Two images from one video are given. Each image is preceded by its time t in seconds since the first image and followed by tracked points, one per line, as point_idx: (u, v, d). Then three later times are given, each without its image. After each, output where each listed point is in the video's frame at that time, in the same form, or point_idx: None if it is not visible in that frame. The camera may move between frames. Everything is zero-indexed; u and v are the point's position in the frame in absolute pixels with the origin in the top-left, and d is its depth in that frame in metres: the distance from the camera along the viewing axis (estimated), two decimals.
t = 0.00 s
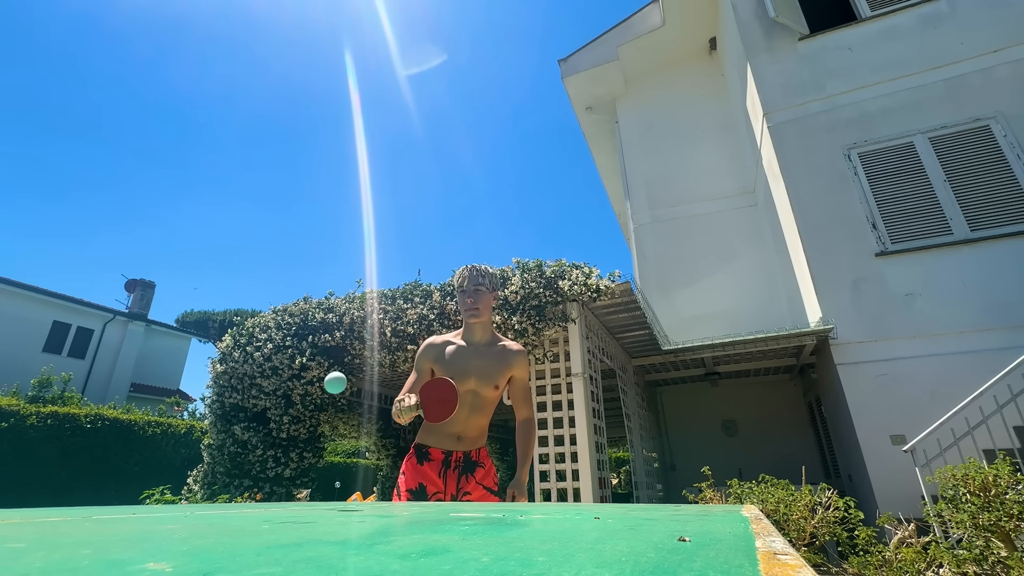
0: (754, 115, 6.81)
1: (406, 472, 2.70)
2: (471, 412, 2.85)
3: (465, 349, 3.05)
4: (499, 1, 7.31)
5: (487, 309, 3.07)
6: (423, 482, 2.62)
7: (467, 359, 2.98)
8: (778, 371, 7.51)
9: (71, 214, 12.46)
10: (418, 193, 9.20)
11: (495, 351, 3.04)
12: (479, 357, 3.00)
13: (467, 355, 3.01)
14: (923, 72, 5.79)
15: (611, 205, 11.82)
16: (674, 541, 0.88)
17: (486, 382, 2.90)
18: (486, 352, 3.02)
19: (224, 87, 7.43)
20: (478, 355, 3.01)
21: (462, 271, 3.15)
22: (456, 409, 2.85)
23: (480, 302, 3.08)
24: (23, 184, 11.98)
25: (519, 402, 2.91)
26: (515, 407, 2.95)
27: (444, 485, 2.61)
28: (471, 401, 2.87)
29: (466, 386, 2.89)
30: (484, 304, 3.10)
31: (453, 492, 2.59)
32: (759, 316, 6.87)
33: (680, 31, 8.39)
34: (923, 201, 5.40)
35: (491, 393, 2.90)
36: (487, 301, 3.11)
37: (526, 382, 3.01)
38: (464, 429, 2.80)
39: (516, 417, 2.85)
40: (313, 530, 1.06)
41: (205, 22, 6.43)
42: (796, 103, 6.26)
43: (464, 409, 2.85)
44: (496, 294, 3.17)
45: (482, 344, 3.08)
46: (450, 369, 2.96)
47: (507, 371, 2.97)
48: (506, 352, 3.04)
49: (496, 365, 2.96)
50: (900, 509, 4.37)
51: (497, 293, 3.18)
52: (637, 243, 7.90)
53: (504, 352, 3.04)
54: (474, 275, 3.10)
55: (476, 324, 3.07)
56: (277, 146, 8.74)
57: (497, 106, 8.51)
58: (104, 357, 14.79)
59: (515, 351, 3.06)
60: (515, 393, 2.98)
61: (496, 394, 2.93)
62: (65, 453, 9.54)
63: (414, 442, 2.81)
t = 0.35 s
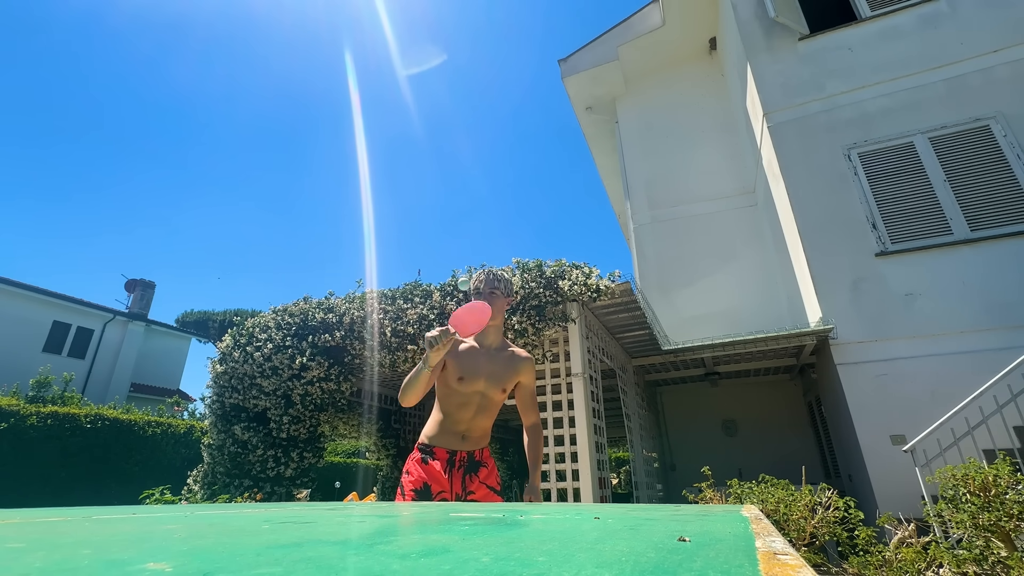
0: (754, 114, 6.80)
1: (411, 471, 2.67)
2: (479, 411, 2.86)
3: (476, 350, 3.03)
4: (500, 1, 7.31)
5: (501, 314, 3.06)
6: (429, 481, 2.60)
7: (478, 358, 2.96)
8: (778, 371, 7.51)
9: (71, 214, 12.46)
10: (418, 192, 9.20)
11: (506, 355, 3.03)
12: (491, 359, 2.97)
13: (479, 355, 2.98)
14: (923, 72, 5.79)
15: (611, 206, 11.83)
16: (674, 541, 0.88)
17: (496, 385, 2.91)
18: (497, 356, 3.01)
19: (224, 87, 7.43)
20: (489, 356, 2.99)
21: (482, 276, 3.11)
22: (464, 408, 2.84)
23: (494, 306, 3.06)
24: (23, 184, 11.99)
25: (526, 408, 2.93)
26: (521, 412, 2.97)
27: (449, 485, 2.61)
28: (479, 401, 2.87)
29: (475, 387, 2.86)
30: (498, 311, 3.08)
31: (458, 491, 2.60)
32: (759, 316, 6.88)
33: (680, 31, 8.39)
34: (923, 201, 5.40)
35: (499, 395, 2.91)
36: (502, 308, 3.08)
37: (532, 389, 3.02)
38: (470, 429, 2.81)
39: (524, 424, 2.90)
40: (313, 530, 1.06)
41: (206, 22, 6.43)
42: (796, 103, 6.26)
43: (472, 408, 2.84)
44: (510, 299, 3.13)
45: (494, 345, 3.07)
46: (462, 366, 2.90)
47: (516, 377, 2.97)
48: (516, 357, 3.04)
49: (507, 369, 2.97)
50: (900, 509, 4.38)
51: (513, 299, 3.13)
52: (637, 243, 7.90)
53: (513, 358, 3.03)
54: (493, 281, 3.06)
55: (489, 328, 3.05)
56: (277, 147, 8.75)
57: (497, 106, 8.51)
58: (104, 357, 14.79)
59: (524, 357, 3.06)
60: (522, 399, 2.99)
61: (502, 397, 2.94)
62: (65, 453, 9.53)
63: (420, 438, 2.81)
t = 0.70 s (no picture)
0: (754, 114, 6.80)
1: (415, 470, 2.68)
2: (486, 412, 2.86)
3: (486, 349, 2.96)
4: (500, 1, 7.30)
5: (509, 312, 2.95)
6: (432, 481, 2.62)
7: (488, 358, 2.91)
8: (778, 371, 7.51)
9: (71, 214, 12.45)
10: (418, 191, 9.18)
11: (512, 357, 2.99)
12: (500, 361, 2.94)
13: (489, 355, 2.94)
14: (923, 72, 5.79)
15: (611, 205, 11.83)
16: (674, 541, 0.88)
17: (503, 387, 2.91)
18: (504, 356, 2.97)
19: (225, 87, 7.42)
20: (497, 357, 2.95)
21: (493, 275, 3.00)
22: (472, 408, 2.83)
23: (503, 305, 2.95)
24: (23, 184, 11.99)
25: (514, 405, 2.97)
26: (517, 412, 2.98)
27: (453, 484, 2.65)
28: (486, 402, 2.87)
29: (486, 389, 2.83)
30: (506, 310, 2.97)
31: (460, 491, 2.64)
32: (759, 316, 6.87)
33: (679, 31, 8.39)
34: (923, 201, 5.40)
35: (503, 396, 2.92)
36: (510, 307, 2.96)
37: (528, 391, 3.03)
38: (476, 429, 2.82)
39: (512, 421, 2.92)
40: (313, 530, 1.06)
41: (206, 22, 6.42)
42: (796, 103, 6.25)
43: (480, 409, 2.84)
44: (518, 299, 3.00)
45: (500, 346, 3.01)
46: (473, 367, 2.84)
47: (520, 378, 2.97)
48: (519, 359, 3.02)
49: (512, 371, 2.94)
50: (900, 509, 4.38)
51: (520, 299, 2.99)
52: (637, 243, 7.90)
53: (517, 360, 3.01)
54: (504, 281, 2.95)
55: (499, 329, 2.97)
56: (277, 147, 8.75)
57: (497, 106, 8.50)
58: (104, 357, 14.79)
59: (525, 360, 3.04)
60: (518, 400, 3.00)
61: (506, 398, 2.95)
62: (65, 453, 9.53)
63: (423, 435, 2.80)
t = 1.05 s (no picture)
0: (754, 115, 6.81)
1: (422, 468, 2.65)
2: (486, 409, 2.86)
3: (478, 347, 3.01)
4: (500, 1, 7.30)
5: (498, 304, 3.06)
6: (440, 478, 2.59)
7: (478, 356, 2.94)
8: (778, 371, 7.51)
9: (71, 214, 12.46)
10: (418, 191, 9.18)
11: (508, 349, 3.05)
12: (492, 355, 2.97)
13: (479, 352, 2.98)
14: (923, 72, 5.79)
15: (611, 205, 11.84)
16: (674, 542, 0.88)
17: (500, 381, 2.92)
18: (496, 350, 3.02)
19: (225, 87, 7.42)
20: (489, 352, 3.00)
21: (480, 270, 3.14)
22: (469, 406, 2.82)
23: (492, 298, 3.07)
24: (24, 184, 12.00)
25: (520, 400, 2.99)
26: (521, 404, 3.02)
27: (460, 482, 2.62)
28: (485, 398, 2.87)
29: (482, 385, 2.86)
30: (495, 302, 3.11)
31: (469, 488, 2.62)
32: (759, 316, 6.88)
33: (679, 30, 8.39)
34: (923, 201, 5.40)
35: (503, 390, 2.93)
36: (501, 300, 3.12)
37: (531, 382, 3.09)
38: (478, 426, 2.81)
39: (521, 415, 2.94)
40: (313, 530, 1.06)
41: (206, 22, 6.42)
42: (796, 103, 6.25)
43: (478, 406, 2.84)
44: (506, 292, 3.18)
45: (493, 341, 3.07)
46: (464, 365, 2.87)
47: (519, 370, 3.01)
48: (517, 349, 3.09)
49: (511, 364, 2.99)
50: (900, 508, 4.37)
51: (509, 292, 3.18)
52: (637, 243, 7.90)
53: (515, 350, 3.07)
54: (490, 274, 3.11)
55: (489, 322, 3.06)
56: (277, 147, 8.75)
57: (497, 106, 8.50)
58: (104, 358, 14.79)
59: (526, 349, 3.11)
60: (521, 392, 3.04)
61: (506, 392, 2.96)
62: (65, 453, 9.53)
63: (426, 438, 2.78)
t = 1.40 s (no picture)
0: (754, 114, 6.80)
1: (428, 475, 2.71)
2: (482, 410, 2.83)
3: (468, 349, 3.02)
4: (500, 1, 7.30)
5: (482, 299, 3.03)
6: (445, 484, 2.62)
7: (466, 359, 2.96)
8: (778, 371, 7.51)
9: (71, 214, 12.46)
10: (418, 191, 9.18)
11: (498, 346, 3.01)
12: (481, 355, 2.96)
13: (469, 353, 2.99)
14: (923, 72, 5.79)
15: (611, 205, 11.84)
16: (674, 542, 0.88)
17: (491, 380, 2.87)
18: (484, 349, 2.99)
19: (225, 87, 7.41)
20: (478, 352, 2.99)
21: (464, 268, 3.13)
22: (464, 411, 2.85)
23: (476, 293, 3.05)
24: (24, 184, 12.01)
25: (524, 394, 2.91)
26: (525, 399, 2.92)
27: (466, 487, 2.59)
28: (480, 400, 2.85)
29: (473, 387, 2.86)
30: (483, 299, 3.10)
31: (474, 493, 2.57)
32: (759, 316, 6.88)
33: (680, 30, 8.39)
34: (923, 201, 5.40)
35: (498, 389, 2.86)
36: (488, 296, 3.11)
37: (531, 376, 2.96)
38: (479, 429, 2.79)
39: (523, 408, 2.84)
40: (313, 530, 1.06)
41: (206, 22, 6.42)
42: (796, 103, 6.25)
43: (473, 408, 2.84)
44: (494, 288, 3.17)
45: (483, 340, 3.05)
46: (452, 371, 2.92)
47: (512, 365, 2.92)
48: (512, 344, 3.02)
49: (500, 361, 2.92)
50: (900, 509, 4.38)
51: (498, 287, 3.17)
52: (637, 243, 7.90)
53: (506, 345, 3.02)
54: (476, 270, 3.11)
55: (474, 320, 3.05)
56: (277, 147, 8.76)
57: (497, 106, 8.50)
58: (104, 358, 14.79)
59: (519, 343, 3.02)
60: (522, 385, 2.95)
61: (500, 391, 2.89)
62: (66, 453, 9.54)
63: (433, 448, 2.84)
